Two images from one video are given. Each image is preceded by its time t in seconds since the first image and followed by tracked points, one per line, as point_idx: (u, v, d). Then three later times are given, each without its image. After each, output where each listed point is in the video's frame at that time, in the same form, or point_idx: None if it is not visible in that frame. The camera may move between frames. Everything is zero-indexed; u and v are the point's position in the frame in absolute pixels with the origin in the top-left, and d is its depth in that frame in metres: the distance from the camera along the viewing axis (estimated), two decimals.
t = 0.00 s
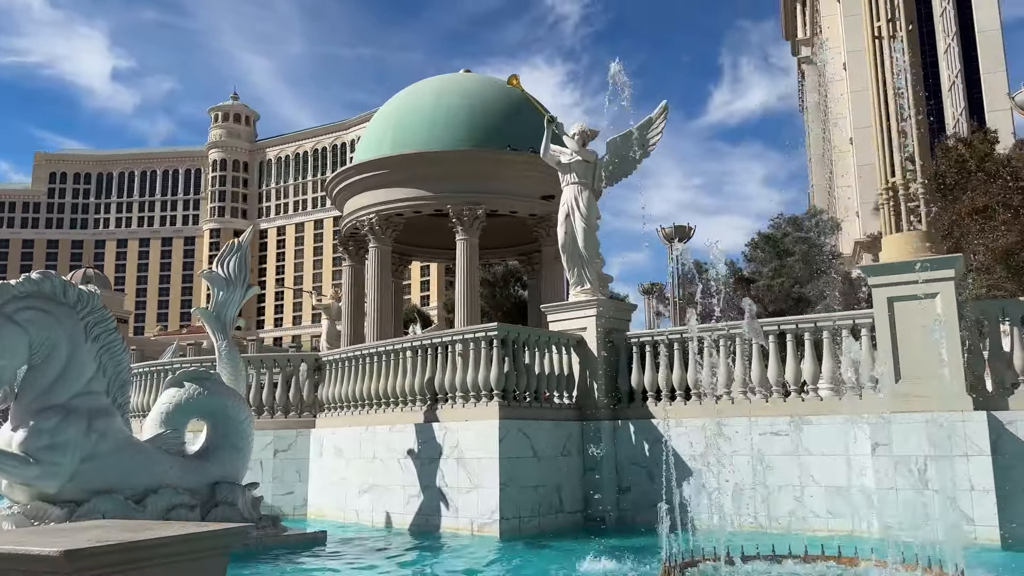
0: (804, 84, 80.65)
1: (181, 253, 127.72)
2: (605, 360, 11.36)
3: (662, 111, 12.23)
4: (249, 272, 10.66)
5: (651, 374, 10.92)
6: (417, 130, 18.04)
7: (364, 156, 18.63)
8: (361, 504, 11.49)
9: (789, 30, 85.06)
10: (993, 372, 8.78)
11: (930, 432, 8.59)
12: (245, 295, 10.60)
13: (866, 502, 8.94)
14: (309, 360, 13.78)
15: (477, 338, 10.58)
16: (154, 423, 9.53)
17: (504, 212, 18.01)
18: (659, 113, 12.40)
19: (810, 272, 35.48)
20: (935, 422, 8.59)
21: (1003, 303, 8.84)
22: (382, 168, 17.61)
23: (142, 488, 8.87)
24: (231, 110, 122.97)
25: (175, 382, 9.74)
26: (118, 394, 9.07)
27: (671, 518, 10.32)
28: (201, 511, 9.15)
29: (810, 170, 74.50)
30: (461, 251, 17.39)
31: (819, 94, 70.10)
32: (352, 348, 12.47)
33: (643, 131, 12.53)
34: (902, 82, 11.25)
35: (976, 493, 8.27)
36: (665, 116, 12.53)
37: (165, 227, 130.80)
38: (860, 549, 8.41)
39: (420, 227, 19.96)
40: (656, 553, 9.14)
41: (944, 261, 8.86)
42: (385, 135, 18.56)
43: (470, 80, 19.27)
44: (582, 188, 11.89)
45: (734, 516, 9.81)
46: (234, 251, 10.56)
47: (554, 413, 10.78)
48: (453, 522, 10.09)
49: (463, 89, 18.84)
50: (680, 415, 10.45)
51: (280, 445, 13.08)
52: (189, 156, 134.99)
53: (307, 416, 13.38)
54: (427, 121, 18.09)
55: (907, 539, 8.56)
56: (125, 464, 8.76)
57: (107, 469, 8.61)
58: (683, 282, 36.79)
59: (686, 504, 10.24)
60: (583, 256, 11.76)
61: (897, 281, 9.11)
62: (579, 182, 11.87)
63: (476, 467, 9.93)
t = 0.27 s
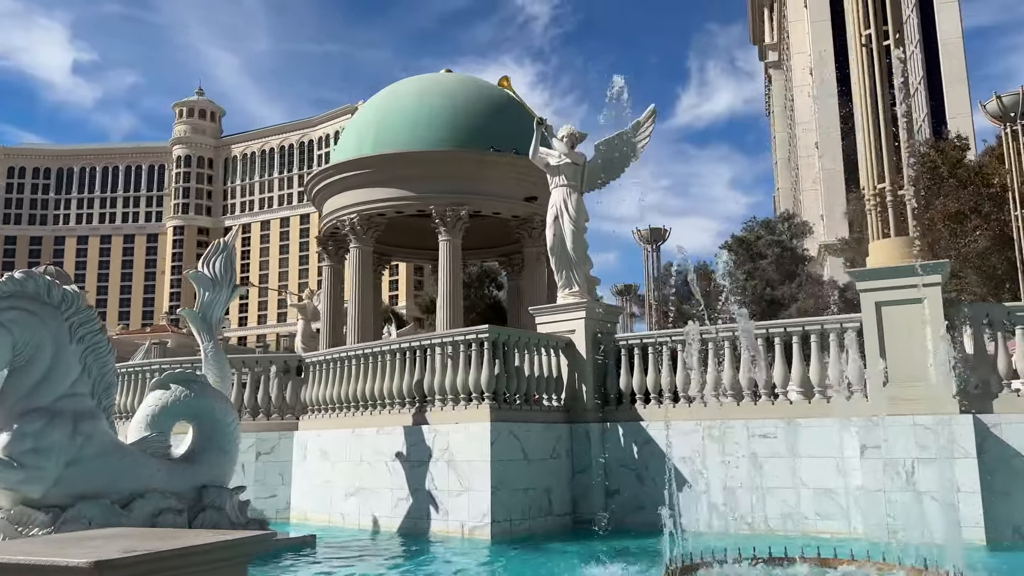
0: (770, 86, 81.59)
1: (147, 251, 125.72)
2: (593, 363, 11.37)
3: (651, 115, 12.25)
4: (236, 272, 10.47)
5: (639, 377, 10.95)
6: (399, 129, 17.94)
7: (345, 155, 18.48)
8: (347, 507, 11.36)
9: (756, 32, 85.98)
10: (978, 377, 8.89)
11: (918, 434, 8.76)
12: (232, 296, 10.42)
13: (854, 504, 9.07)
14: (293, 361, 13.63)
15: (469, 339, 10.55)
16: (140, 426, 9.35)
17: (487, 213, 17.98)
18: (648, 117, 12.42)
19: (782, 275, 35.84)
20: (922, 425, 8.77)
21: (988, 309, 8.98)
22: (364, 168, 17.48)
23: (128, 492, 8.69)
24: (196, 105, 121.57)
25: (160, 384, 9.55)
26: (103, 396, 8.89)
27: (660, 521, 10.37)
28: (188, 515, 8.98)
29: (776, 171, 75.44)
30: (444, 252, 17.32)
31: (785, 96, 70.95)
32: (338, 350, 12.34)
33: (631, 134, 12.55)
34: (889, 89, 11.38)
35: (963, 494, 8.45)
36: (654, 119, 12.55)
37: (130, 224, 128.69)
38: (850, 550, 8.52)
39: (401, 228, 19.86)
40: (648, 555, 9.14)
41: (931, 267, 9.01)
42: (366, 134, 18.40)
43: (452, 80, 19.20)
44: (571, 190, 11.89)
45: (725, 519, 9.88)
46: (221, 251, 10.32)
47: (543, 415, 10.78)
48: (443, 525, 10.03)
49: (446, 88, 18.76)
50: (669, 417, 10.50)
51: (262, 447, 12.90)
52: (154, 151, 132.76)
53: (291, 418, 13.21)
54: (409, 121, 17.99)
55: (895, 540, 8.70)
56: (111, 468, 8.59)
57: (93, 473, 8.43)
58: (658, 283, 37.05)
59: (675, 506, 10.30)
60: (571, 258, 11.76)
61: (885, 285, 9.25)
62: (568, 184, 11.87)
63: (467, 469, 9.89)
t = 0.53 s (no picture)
0: (741, 89, 82.51)
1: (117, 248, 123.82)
2: (586, 362, 11.44)
3: (644, 116, 12.28)
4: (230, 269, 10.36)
5: (632, 376, 11.02)
6: (386, 128, 17.90)
7: (331, 152, 18.39)
8: (340, 506, 11.28)
9: (727, 36, 86.92)
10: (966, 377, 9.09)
11: (910, 432, 8.94)
12: (226, 293, 10.32)
13: (847, 500, 9.24)
14: (283, 360, 13.53)
15: (465, 339, 10.59)
16: (134, 424, 9.22)
17: (475, 212, 17.98)
18: (640, 118, 12.43)
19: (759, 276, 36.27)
20: (913, 424, 8.95)
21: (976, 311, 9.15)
22: (351, 165, 17.39)
23: (124, 491, 8.59)
24: (165, 101, 120.05)
25: (154, 382, 9.41)
26: (97, 394, 8.78)
27: (655, 518, 10.47)
28: (184, 514, 8.90)
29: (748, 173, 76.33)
30: (432, 251, 17.31)
31: (756, 99, 71.79)
32: (329, 348, 12.28)
33: (623, 135, 12.60)
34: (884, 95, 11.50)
35: (954, 491, 8.64)
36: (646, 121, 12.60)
37: (99, 221, 126.67)
38: (844, 546, 8.67)
39: (387, 226, 19.79)
40: (646, 552, 9.21)
41: (924, 269, 9.20)
42: (352, 132, 18.31)
43: (439, 79, 19.17)
44: (565, 190, 11.94)
45: (719, 517, 9.99)
46: (214, 247, 10.17)
47: (538, 414, 10.84)
48: (439, 523, 10.04)
49: (433, 87, 18.73)
50: (662, 416, 10.58)
51: (251, 446, 12.77)
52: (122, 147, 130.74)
53: (280, 417, 13.11)
54: (397, 119, 17.93)
55: (887, 537, 8.88)
56: (107, 466, 8.48)
57: (89, 472, 8.32)
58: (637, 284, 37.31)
59: (669, 504, 10.41)
60: (565, 258, 11.82)
61: (877, 285, 9.43)
62: (561, 184, 11.93)
63: (464, 468, 9.92)
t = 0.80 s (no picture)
0: (717, 91, 83.26)
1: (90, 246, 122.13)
2: (582, 361, 11.53)
3: (638, 117, 12.38)
4: (228, 268, 10.35)
5: (628, 376, 11.13)
6: (377, 127, 17.91)
7: (321, 151, 18.36)
8: (335, 505, 11.25)
9: (703, 38, 87.65)
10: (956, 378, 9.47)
11: (903, 431, 9.12)
12: (224, 292, 10.30)
13: (841, 497, 9.43)
14: (275, 359, 13.49)
15: (464, 338, 10.66)
16: (133, 423, 9.14)
17: (465, 212, 18.02)
18: (635, 120, 12.50)
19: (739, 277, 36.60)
20: (906, 422, 9.14)
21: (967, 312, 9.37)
22: (342, 164, 17.35)
23: (124, 490, 8.55)
24: (138, 98, 118.65)
25: (153, 380, 9.34)
26: (98, 392, 8.73)
27: (651, 516, 10.59)
28: (184, 513, 8.87)
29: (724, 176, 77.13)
30: (422, 250, 17.32)
31: (731, 101, 72.47)
32: (325, 347, 12.28)
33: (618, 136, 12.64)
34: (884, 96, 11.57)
35: (947, 488, 8.85)
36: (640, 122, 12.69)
37: (72, 219, 124.86)
38: (839, 542, 8.85)
39: (377, 225, 19.76)
40: (644, 550, 9.33)
41: (916, 271, 9.41)
42: (342, 131, 18.29)
43: (429, 78, 19.19)
44: (561, 191, 12.03)
45: (715, 514, 10.12)
46: (213, 245, 10.18)
47: (535, 413, 10.92)
48: (437, 522, 10.08)
49: (424, 87, 18.76)
50: (658, 415, 10.71)
51: (244, 445, 12.71)
52: (94, 143, 128.92)
53: (272, 416, 13.05)
54: (387, 118, 17.93)
55: (881, 533, 9.08)
56: (107, 465, 8.43)
57: (89, 470, 8.27)
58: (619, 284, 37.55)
59: (665, 501, 10.54)
60: (560, 258, 11.91)
61: (871, 287, 9.61)
62: (558, 185, 12.00)
63: (463, 466, 9.96)
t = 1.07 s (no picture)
0: (700, 93, 83.66)
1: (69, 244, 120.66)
2: (582, 361, 11.61)
3: (637, 119, 12.42)
4: (229, 267, 10.28)
5: (627, 375, 11.20)
6: (372, 126, 17.88)
7: (315, 149, 18.30)
8: (336, 505, 11.24)
9: (686, 39, 88.00)
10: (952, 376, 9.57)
11: (901, 430, 9.27)
12: (225, 291, 10.23)
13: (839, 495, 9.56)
14: (273, 358, 13.46)
15: (465, 337, 10.70)
16: (135, 422, 9.08)
17: (460, 212, 18.02)
18: (634, 122, 12.53)
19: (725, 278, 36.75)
20: (903, 422, 9.28)
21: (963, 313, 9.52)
22: (336, 164, 17.30)
23: (128, 490, 8.52)
24: (116, 95, 117.47)
25: (155, 379, 9.29)
26: (100, 391, 8.68)
27: (650, 514, 10.67)
28: (188, 513, 8.84)
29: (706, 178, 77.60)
30: (417, 250, 17.32)
31: (714, 102, 72.89)
32: (325, 346, 12.28)
33: (617, 138, 12.69)
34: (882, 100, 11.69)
35: (944, 486, 9.00)
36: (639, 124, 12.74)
37: (50, 216, 123.30)
38: (839, 539, 8.96)
39: (370, 224, 19.74)
40: (646, 547, 9.40)
41: (914, 272, 9.56)
42: (336, 130, 18.24)
43: (423, 78, 19.19)
44: (561, 192, 12.08)
45: (715, 512, 10.22)
46: (213, 244, 10.09)
47: (536, 412, 10.98)
48: (439, 521, 10.10)
49: (418, 86, 18.75)
50: (657, 415, 10.77)
51: (241, 445, 12.64)
52: (73, 140, 127.40)
53: (270, 416, 13.02)
54: (382, 118, 17.90)
55: (879, 530, 9.21)
56: (111, 464, 8.38)
57: (93, 470, 8.23)
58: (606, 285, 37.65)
59: (664, 500, 10.62)
60: (560, 258, 11.96)
61: (870, 288, 9.75)
62: (557, 186, 12.06)
63: (466, 466, 10.01)
